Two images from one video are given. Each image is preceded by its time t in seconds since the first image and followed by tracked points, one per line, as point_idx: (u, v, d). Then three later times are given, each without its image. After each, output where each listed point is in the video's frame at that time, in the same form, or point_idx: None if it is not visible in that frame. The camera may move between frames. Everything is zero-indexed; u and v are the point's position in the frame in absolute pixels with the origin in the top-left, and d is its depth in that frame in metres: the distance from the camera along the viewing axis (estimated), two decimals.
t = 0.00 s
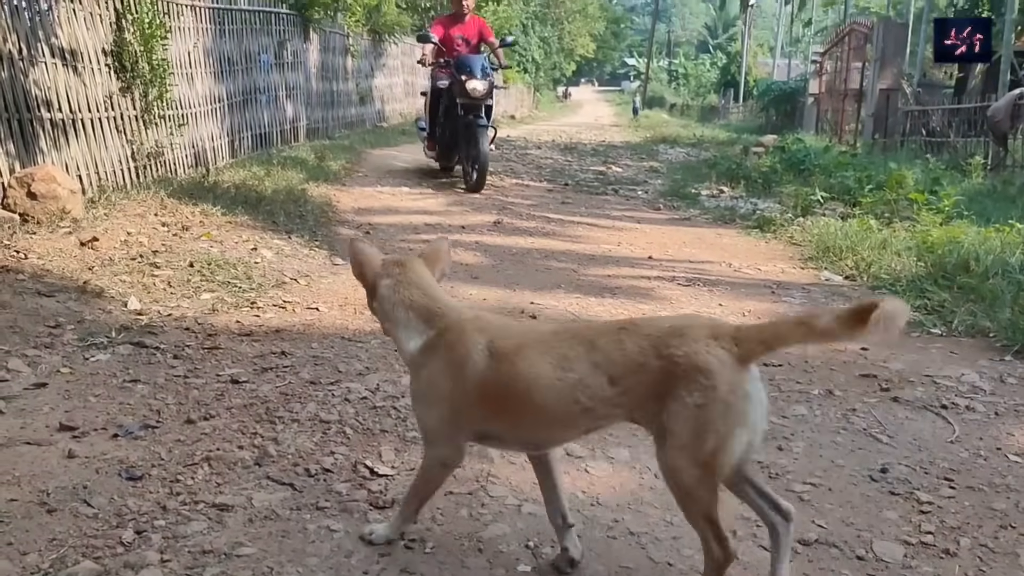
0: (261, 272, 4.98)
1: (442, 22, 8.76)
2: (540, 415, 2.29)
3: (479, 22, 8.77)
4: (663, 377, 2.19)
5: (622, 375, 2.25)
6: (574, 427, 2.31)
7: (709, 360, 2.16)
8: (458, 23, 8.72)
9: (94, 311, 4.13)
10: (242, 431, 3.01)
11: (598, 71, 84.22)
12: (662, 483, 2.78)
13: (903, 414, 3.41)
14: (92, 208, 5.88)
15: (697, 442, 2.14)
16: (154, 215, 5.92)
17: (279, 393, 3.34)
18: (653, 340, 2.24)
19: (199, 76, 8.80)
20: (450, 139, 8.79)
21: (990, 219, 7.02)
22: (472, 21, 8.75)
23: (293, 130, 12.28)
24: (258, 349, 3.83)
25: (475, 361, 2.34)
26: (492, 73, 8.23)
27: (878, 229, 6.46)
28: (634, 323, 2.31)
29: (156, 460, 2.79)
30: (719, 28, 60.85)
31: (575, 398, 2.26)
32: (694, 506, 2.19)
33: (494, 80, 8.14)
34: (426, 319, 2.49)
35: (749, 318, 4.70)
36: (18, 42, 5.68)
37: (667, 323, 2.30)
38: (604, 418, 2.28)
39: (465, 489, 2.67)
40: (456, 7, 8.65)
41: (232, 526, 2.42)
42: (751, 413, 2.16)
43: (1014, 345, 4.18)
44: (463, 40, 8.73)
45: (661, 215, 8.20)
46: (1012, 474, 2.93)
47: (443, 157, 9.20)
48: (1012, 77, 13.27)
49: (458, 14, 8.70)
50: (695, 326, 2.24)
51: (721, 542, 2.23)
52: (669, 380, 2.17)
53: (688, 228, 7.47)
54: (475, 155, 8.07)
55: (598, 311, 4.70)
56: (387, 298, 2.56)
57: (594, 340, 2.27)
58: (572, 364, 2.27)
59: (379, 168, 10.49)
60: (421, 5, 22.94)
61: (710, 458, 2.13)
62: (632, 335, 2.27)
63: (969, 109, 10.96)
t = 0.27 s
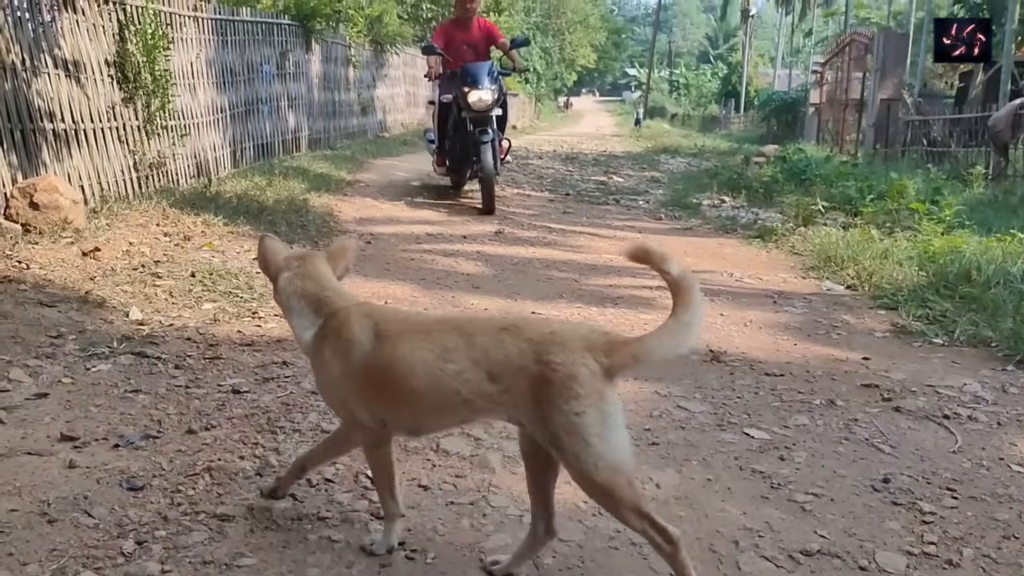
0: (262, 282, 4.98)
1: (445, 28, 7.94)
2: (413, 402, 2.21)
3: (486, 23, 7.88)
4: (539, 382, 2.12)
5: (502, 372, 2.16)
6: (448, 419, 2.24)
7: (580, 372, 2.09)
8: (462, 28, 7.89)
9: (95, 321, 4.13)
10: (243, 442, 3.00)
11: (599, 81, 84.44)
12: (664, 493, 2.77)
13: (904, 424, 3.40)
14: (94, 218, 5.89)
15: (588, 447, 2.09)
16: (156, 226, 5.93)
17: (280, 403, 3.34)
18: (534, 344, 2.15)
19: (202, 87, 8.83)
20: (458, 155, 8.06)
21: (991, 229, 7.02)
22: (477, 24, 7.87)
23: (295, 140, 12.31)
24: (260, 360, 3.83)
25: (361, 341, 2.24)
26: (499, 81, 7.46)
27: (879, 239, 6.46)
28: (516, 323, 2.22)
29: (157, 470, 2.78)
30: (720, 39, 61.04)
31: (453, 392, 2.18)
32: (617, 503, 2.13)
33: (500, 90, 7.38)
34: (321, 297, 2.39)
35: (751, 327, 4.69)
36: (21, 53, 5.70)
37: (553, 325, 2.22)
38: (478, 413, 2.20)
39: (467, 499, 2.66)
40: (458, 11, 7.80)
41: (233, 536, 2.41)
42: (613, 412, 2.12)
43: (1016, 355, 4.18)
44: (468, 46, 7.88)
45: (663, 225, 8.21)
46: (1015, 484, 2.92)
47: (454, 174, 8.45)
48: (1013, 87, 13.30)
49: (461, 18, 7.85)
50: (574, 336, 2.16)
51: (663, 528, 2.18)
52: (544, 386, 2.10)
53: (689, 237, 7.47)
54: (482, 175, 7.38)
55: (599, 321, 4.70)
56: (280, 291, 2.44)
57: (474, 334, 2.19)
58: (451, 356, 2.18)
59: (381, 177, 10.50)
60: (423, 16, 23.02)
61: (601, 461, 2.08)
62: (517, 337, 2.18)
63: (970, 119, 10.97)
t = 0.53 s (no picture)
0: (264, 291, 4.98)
1: (449, 37, 7.86)
2: (303, 388, 2.32)
3: (491, 32, 7.82)
4: (404, 361, 2.22)
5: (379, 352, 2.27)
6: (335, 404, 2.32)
7: (442, 352, 2.20)
8: (467, 37, 7.81)
9: (97, 330, 4.14)
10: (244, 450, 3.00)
11: (600, 91, 84.65)
12: (665, 502, 2.77)
13: (907, 433, 3.40)
14: (96, 227, 5.90)
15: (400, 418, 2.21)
16: (157, 235, 5.94)
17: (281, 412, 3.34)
18: (405, 324, 2.26)
19: (204, 96, 8.85)
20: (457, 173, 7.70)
21: (993, 238, 7.02)
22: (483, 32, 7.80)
23: (296, 149, 12.34)
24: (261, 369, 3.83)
25: (260, 337, 2.36)
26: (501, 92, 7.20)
27: (880, 247, 6.46)
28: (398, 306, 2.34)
29: (159, 480, 2.78)
30: (721, 48, 61.20)
31: (342, 373, 2.28)
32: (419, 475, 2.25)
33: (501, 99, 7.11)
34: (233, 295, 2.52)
35: (752, 336, 4.69)
36: (24, 63, 5.72)
37: (430, 312, 2.32)
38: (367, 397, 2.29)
39: (469, 509, 2.66)
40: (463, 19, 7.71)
41: (234, 545, 2.41)
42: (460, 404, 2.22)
43: (1018, 363, 4.17)
44: (473, 54, 7.79)
45: (664, 233, 8.21)
46: (1017, 493, 2.91)
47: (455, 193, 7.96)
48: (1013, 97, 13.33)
49: (466, 27, 7.77)
50: (442, 319, 2.26)
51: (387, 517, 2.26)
52: (406, 363, 2.21)
53: (690, 246, 7.48)
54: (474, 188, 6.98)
55: (601, 330, 4.70)
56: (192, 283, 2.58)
57: (357, 317, 2.31)
58: (337, 339, 2.29)
59: (382, 186, 10.52)
60: (425, 25, 23.11)
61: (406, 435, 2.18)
62: (396, 318, 2.28)
63: (971, 127, 10.99)
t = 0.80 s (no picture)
0: (266, 299, 4.98)
1: (454, 36, 7.16)
2: (218, 394, 2.31)
3: (500, 35, 7.16)
4: (306, 364, 2.19)
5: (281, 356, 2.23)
6: (249, 407, 2.31)
7: (345, 353, 2.16)
8: (473, 38, 7.13)
9: (98, 338, 4.14)
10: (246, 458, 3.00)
11: (602, 99, 84.78)
12: (667, 510, 2.76)
13: (909, 441, 3.39)
14: (98, 235, 5.92)
15: (330, 432, 2.15)
16: (160, 243, 5.95)
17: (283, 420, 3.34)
18: (306, 326, 2.22)
19: (206, 105, 8.88)
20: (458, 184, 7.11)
21: (994, 245, 7.02)
22: (491, 34, 7.14)
23: (298, 157, 12.36)
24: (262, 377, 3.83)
25: (178, 342, 2.38)
26: (508, 101, 6.53)
27: (882, 255, 6.46)
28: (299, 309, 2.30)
29: (160, 488, 2.78)
30: (722, 57, 61.33)
31: (242, 378, 2.26)
32: (342, 481, 2.20)
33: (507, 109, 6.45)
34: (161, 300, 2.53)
35: (754, 344, 4.69)
36: (27, 72, 5.74)
37: (331, 310, 2.29)
38: (276, 403, 2.27)
39: (470, 517, 2.66)
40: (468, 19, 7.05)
41: (235, 554, 2.41)
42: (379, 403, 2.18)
43: (1020, 371, 4.17)
44: (480, 56, 7.10)
45: (665, 241, 8.22)
46: (1021, 501, 2.90)
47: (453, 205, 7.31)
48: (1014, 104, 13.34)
49: (473, 27, 7.10)
50: (343, 316, 2.22)
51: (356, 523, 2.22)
52: (310, 367, 2.17)
53: (692, 254, 7.48)
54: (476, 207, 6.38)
55: (603, 337, 4.70)
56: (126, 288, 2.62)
57: (260, 324, 2.28)
58: (238, 346, 2.27)
59: (384, 195, 10.54)
60: (427, 34, 23.19)
61: (340, 444, 2.15)
62: (296, 321, 2.26)
63: (973, 135, 11.00)
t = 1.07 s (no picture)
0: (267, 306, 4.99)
1: (459, 38, 6.57)
2: (127, 399, 2.32)
3: (509, 38, 6.56)
4: (218, 359, 2.26)
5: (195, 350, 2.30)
6: (163, 410, 2.34)
7: (257, 349, 2.25)
8: (480, 40, 6.54)
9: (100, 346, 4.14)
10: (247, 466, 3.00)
11: (603, 107, 84.93)
12: (669, 518, 2.76)
13: (912, 448, 3.39)
14: (100, 243, 5.93)
15: (241, 426, 2.21)
16: (162, 251, 5.96)
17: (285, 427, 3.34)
18: (220, 321, 2.31)
19: (208, 113, 8.90)
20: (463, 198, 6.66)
21: (996, 252, 7.02)
22: (499, 37, 6.55)
23: (300, 165, 12.38)
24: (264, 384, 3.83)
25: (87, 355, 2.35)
26: (517, 108, 6.04)
27: (883, 262, 6.46)
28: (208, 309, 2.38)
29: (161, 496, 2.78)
30: (723, 64, 61.45)
31: (154, 377, 2.30)
32: (257, 476, 2.25)
33: (517, 117, 5.98)
34: (45, 323, 2.45)
35: (756, 351, 4.69)
36: (30, 80, 5.76)
37: (242, 311, 2.39)
38: (190, 398, 2.33)
39: (471, 525, 2.65)
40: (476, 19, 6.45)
41: (237, 562, 2.41)
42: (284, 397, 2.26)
43: (1022, 378, 4.16)
44: (487, 60, 6.50)
45: (667, 249, 8.22)
46: (1023, 509, 2.90)
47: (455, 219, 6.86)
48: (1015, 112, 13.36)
49: (480, 28, 6.51)
50: (255, 316, 2.32)
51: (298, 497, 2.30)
52: (221, 362, 2.25)
53: (693, 261, 7.48)
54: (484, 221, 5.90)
55: (605, 345, 4.70)
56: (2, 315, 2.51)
57: (172, 322, 2.34)
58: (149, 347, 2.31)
59: (385, 202, 10.55)
60: (428, 42, 23.24)
61: (254, 440, 2.21)
62: (210, 317, 2.35)
63: (974, 142, 11.01)
